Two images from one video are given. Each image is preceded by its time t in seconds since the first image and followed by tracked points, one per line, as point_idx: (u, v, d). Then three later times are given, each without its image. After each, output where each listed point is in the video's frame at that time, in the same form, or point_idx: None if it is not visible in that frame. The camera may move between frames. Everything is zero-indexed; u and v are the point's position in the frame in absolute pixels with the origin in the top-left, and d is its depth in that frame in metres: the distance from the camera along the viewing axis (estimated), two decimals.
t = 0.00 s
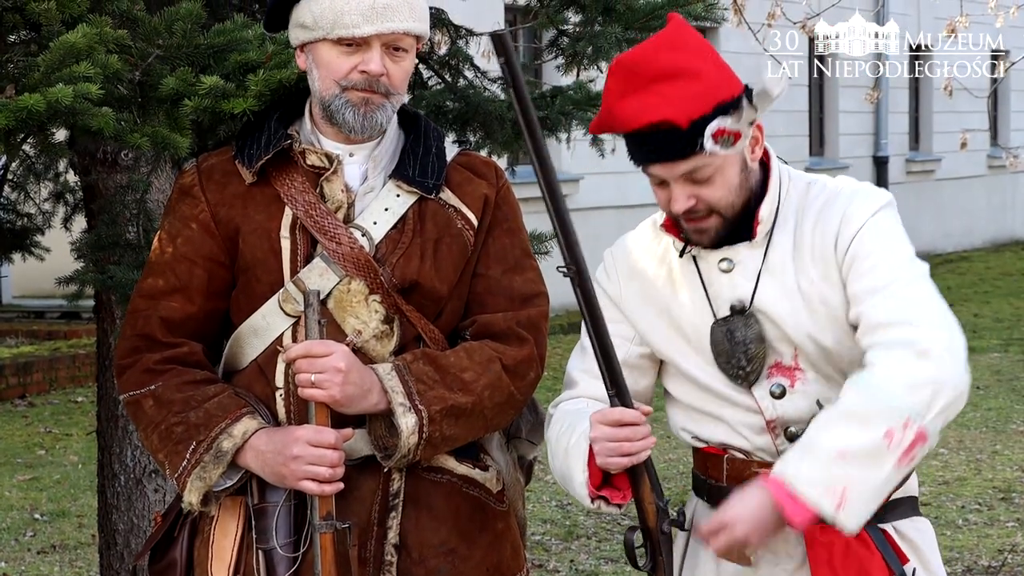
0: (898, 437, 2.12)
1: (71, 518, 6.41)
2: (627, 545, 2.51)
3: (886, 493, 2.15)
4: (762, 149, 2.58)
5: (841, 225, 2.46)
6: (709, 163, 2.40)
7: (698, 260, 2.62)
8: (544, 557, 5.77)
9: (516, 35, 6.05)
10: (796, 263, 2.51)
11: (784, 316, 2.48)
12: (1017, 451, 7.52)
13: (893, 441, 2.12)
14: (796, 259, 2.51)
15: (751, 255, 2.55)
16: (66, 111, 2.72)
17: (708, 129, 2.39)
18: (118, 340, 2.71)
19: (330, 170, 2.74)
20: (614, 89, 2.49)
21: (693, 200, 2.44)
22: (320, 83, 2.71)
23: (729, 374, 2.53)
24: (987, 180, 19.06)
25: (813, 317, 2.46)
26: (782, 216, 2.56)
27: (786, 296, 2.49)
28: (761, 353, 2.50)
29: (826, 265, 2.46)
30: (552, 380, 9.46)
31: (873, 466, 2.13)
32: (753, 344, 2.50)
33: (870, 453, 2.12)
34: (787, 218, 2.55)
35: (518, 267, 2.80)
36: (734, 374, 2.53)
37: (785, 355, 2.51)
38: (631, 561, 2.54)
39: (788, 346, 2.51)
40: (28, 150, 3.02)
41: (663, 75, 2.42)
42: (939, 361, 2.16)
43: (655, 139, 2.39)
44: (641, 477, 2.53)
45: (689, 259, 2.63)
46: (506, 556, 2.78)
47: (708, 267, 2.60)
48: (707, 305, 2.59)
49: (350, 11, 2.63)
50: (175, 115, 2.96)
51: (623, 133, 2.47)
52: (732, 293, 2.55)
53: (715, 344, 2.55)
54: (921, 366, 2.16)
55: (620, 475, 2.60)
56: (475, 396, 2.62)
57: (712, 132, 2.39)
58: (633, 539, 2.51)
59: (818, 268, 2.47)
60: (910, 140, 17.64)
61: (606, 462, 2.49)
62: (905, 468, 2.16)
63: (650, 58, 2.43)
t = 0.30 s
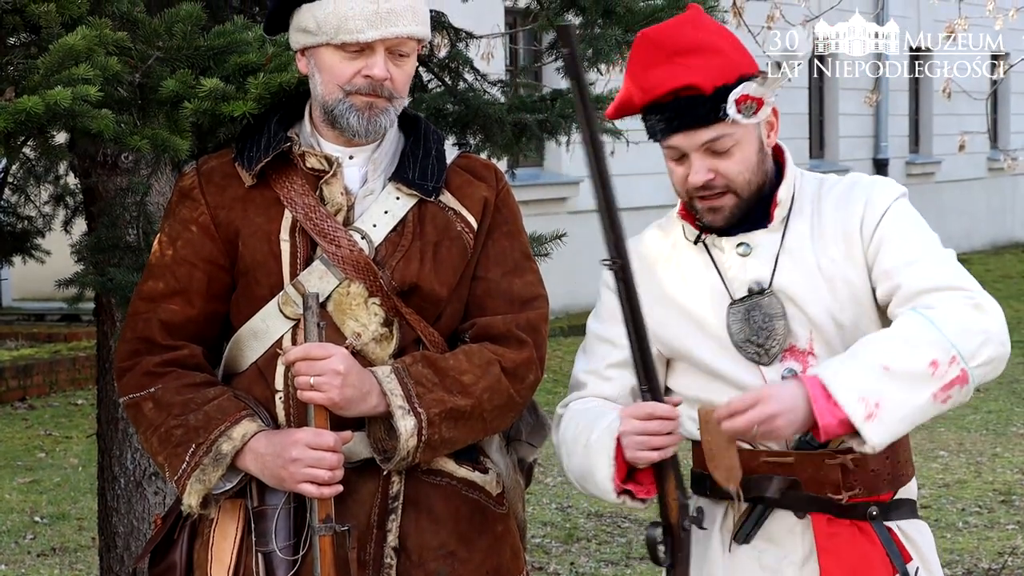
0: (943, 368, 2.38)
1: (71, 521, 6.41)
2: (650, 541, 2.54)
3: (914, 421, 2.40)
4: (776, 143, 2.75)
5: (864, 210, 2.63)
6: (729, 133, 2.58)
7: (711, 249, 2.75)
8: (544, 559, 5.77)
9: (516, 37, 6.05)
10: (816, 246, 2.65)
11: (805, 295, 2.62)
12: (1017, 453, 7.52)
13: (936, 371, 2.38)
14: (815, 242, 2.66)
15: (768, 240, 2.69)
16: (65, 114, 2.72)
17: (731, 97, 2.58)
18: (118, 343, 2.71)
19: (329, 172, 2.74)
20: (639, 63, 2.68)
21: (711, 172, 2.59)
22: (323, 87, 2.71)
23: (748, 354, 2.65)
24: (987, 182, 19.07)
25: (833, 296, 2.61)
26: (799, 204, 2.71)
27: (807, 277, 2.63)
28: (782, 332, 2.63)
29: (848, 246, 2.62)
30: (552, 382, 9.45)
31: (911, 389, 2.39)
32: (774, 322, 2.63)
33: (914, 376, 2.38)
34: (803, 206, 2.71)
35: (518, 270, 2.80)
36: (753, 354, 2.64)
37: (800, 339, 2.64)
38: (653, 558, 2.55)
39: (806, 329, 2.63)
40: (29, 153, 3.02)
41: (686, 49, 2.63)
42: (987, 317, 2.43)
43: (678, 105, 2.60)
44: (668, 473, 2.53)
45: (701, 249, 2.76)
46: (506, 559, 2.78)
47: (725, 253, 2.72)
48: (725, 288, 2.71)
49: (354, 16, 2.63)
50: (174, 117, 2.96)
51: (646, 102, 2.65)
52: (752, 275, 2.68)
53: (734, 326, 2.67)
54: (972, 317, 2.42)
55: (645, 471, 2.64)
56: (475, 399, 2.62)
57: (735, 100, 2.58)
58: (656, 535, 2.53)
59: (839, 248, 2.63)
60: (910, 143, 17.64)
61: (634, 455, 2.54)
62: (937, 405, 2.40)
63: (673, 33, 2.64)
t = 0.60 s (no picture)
0: (950, 361, 2.51)
1: (71, 524, 6.40)
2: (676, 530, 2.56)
3: (922, 412, 2.51)
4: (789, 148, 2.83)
5: (875, 214, 2.73)
6: (749, 129, 2.66)
7: (726, 252, 2.82)
8: (544, 563, 5.77)
9: (516, 41, 6.04)
10: (829, 247, 2.74)
11: (819, 294, 2.71)
12: (1017, 457, 7.51)
13: (945, 364, 2.50)
14: (827, 244, 2.75)
15: (781, 241, 2.77)
16: (65, 117, 2.72)
17: (753, 91, 2.66)
18: (117, 346, 2.71)
19: (329, 176, 2.75)
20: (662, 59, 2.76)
21: (728, 167, 2.67)
22: (329, 95, 2.71)
23: (762, 352, 2.72)
24: (987, 186, 19.07)
25: (847, 296, 2.70)
26: (810, 208, 2.81)
27: (820, 277, 2.72)
28: (796, 330, 2.70)
29: (859, 247, 2.72)
30: (552, 386, 9.43)
31: (920, 381, 2.51)
32: (789, 319, 2.71)
33: (923, 368, 2.50)
34: (815, 210, 2.81)
35: (517, 274, 2.80)
36: (767, 351, 2.71)
37: (813, 338, 2.70)
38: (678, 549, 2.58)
39: (820, 327, 2.70)
40: (28, 157, 3.03)
41: (707, 47, 2.73)
42: (991, 314, 2.56)
43: (701, 97, 2.66)
44: (698, 463, 2.58)
45: (714, 250, 2.83)
46: (505, 563, 2.78)
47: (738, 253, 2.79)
48: (738, 288, 2.78)
49: (365, 26, 2.63)
50: (174, 120, 2.96)
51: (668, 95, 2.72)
52: (765, 274, 2.75)
53: (749, 324, 2.74)
54: (978, 313, 2.55)
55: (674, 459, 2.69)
56: (474, 403, 2.62)
57: (758, 96, 2.66)
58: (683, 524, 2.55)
59: (851, 249, 2.72)
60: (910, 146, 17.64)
61: (670, 441, 2.56)
62: (945, 397, 2.52)
63: (695, 30, 2.73)
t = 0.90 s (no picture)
0: (954, 360, 2.50)
1: (71, 528, 6.40)
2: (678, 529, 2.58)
3: (924, 413, 2.51)
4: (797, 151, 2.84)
5: (883, 216, 2.73)
6: (758, 128, 2.67)
7: (733, 254, 2.82)
8: (544, 567, 5.78)
9: (516, 44, 6.04)
10: (836, 248, 2.75)
11: (825, 296, 2.71)
12: (1016, 461, 7.51)
13: (948, 363, 2.50)
14: (834, 246, 2.75)
15: (789, 243, 2.77)
16: (64, 121, 2.72)
17: (762, 90, 2.65)
18: (116, 350, 2.71)
19: (328, 180, 2.75)
20: (674, 58, 2.77)
21: (735, 165, 2.68)
22: (332, 101, 2.71)
23: (769, 353, 2.73)
24: (986, 190, 19.08)
25: (853, 298, 2.70)
26: (818, 209, 2.81)
27: (826, 279, 2.72)
28: (803, 332, 2.71)
29: (866, 249, 2.72)
30: (551, 390, 9.42)
31: (923, 380, 2.51)
32: (795, 321, 2.72)
33: (926, 367, 2.50)
34: (823, 212, 2.81)
35: (517, 277, 2.80)
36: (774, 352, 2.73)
37: (819, 340, 2.71)
38: (679, 547, 2.60)
39: (826, 330, 2.71)
40: (28, 160, 3.03)
41: (719, 46, 2.74)
42: (997, 316, 2.55)
43: (710, 95, 2.67)
44: (701, 462, 2.61)
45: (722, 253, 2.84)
46: (506, 567, 2.78)
47: (745, 255, 2.80)
48: (745, 290, 2.79)
49: (371, 34, 2.63)
50: (174, 124, 2.96)
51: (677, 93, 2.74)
52: (772, 277, 2.76)
53: (755, 326, 2.75)
54: (983, 314, 2.54)
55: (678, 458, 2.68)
56: (473, 407, 2.62)
57: (768, 95, 2.65)
58: (685, 523, 2.58)
59: (857, 251, 2.72)
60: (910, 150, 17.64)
61: (672, 442, 2.58)
62: (949, 397, 2.51)
63: (708, 30, 2.75)
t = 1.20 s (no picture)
0: (943, 364, 2.51)
1: (71, 531, 6.40)
2: (672, 527, 2.59)
3: (915, 417, 2.52)
4: (800, 154, 2.84)
5: (884, 218, 2.73)
6: (761, 129, 2.67)
7: (736, 257, 2.83)
8: (544, 569, 5.78)
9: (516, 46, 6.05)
10: (837, 251, 2.75)
11: (825, 298, 2.71)
12: (1016, 463, 7.51)
13: (937, 366, 2.51)
14: (835, 248, 2.75)
15: (790, 246, 2.77)
16: (64, 124, 2.71)
17: (766, 91, 2.66)
18: (116, 352, 2.71)
19: (328, 183, 2.74)
20: (677, 59, 2.78)
21: (737, 166, 2.68)
22: (333, 104, 2.71)
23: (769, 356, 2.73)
24: (986, 193, 19.08)
25: (854, 300, 2.70)
26: (820, 211, 2.81)
27: (827, 281, 2.72)
28: (803, 335, 2.71)
29: (867, 251, 2.72)
30: (551, 392, 9.41)
31: (913, 384, 2.52)
32: (795, 325, 2.71)
33: (915, 372, 2.51)
34: (825, 214, 2.81)
35: (517, 279, 2.80)
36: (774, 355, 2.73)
37: (819, 343, 2.71)
38: (674, 546, 2.60)
39: (827, 333, 2.71)
40: (28, 163, 3.03)
41: (723, 46, 2.74)
42: (990, 318, 2.55)
43: (713, 96, 2.68)
44: (696, 461, 2.61)
45: (724, 255, 2.85)
46: (506, 569, 2.77)
47: (746, 257, 2.81)
48: (746, 293, 2.79)
49: (373, 37, 2.63)
50: (174, 127, 2.96)
51: (681, 93, 2.74)
52: (772, 280, 2.76)
53: (756, 329, 2.75)
54: (975, 317, 2.55)
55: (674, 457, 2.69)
56: (473, 409, 2.62)
57: (772, 95, 2.66)
58: (680, 521, 2.58)
59: (858, 254, 2.72)
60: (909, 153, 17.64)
61: (666, 441, 2.59)
62: (941, 400, 2.52)
63: (713, 32, 2.75)
